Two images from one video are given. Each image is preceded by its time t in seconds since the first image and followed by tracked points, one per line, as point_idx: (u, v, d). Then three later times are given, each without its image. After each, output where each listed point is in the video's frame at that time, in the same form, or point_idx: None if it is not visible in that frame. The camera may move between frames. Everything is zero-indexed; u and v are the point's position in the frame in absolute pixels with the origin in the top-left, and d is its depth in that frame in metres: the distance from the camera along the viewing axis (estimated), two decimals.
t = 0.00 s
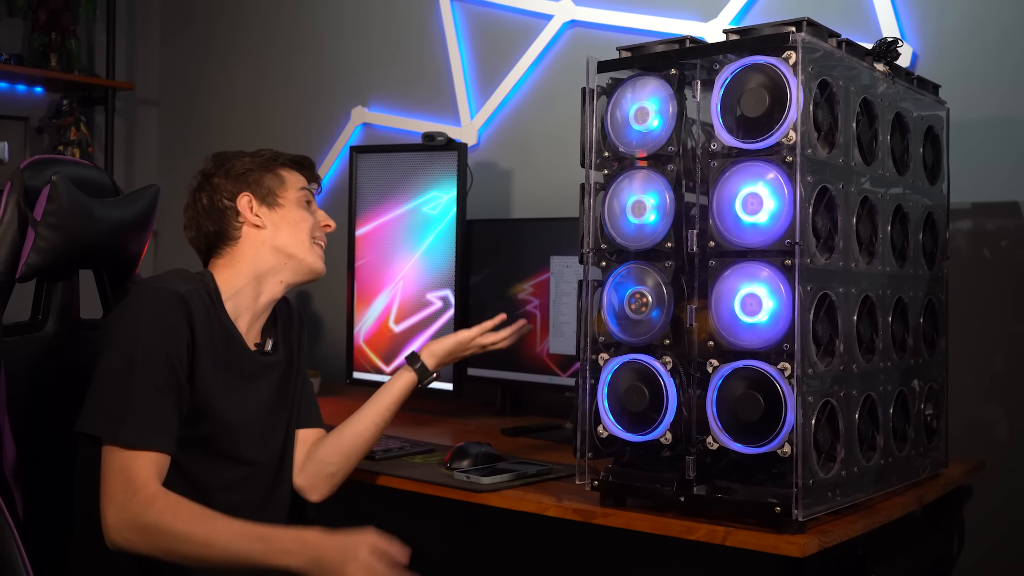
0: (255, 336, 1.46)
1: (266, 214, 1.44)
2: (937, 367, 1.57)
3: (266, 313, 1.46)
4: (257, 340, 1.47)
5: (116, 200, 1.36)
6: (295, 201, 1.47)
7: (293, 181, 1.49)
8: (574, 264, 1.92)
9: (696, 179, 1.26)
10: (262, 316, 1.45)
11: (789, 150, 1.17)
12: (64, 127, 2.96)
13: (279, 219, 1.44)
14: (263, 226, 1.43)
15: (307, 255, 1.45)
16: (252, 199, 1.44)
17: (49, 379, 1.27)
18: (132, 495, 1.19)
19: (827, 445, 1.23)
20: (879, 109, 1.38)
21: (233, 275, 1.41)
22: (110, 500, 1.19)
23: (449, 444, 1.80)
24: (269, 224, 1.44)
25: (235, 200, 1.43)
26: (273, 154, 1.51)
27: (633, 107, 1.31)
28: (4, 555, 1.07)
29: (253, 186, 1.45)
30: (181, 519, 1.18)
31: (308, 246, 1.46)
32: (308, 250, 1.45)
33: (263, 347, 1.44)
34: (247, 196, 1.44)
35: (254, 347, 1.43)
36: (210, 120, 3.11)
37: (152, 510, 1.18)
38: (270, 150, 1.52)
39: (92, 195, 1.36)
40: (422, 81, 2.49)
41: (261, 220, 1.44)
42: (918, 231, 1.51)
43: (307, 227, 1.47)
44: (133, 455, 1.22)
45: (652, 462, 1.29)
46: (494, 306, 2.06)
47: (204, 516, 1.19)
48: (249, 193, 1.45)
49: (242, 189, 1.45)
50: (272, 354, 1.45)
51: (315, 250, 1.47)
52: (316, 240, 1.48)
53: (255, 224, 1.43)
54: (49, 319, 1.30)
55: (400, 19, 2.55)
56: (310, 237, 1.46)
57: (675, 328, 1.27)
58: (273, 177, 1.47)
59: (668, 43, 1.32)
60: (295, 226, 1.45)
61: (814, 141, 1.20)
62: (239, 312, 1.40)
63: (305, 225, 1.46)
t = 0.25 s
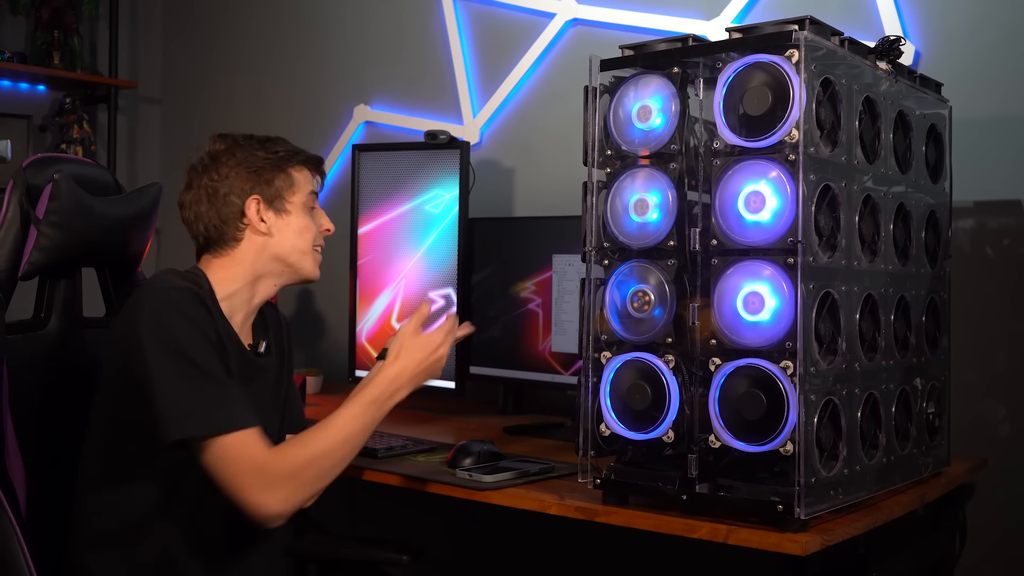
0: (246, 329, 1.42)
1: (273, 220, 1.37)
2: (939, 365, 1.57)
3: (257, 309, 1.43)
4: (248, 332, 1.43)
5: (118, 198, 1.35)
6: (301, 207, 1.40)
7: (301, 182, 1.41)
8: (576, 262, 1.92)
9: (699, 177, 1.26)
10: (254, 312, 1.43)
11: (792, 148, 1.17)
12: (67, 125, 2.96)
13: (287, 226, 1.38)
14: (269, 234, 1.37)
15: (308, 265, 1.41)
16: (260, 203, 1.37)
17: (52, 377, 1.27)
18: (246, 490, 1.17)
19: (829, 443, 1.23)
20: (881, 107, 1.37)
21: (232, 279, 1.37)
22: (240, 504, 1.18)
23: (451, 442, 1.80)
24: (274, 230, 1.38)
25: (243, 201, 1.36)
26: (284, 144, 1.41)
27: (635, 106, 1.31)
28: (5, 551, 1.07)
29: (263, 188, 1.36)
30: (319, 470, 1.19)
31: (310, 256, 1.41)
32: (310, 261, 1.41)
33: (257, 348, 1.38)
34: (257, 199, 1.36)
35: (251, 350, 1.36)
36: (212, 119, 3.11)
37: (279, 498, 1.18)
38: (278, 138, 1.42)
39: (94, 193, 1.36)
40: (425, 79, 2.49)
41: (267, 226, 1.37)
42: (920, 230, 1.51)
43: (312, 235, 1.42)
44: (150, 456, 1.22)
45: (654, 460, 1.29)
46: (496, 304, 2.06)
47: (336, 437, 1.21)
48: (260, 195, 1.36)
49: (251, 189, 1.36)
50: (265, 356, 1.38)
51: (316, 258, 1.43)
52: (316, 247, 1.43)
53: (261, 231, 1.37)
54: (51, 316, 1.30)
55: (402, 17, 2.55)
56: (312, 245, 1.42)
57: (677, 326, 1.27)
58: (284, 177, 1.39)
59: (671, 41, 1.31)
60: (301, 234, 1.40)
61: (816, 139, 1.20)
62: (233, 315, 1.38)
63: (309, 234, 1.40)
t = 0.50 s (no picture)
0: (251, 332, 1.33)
1: (203, 226, 1.26)
2: (941, 365, 1.57)
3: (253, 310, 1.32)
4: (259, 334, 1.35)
5: (119, 198, 1.36)
6: (223, 200, 1.24)
7: (221, 173, 1.25)
8: (578, 262, 1.92)
9: (701, 178, 1.26)
10: (249, 315, 1.31)
11: (794, 149, 1.17)
12: (70, 125, 2.97)
13: (214, 229, 1.25)
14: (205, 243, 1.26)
15: (247, 262, 1.24)
16: (191, 213, 1.27)
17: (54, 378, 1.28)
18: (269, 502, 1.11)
19: (831, 444, 1.23)
20: (883, 108, 1.37)
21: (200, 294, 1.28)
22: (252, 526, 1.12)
23: (454, 442, 1.80)
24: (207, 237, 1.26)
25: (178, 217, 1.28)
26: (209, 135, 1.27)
27: (638, 106, 1.32)
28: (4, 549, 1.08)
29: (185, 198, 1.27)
30: (337, 485, 1.12)
31: (245, 252, 1.24)
32: (245, 258, 1.24)
33: (261, 350, 1.32)
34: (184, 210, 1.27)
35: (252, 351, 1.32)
36: (215, 119, 3.12)
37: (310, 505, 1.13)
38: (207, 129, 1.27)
39: (95, 193, 1.37)
40: (427, 79, 2.49)
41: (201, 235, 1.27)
42: (922, 230, 1.51)
43: (242, 229, 1.24)
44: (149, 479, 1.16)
45: (656, 461, 1.30)
46: (499, 305, 2.06)
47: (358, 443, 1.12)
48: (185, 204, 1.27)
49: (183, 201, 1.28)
50: (273, 356, 1.33)
51: (254, 252, 1.24)
52: (257, 237, 1.24)
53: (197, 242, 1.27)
54: (49, 318, 1.30)
55: (404, 18, 2.55)
56: (244, 238, 1.24)
57: (679, 327, 1.27)
58: (204, 175, 1.25)
59: (674, 42, 1.31)
60: (227, 233, 1.24)
61: (818, 140, 1.20)
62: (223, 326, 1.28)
63: (236, 228, 1.24)
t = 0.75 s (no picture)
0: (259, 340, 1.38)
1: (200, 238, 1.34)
2: (944, 366, 1.57)
3: (258, 319, 1.36)
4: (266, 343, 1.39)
5: (112, 202, 1.36)
6: (214, 217, 1.31)
7: (211, 187, 1.31)
8: (581, 264, 1.92)
9: (704, 179, 1.26)
10: (256, 324, 1.36)
11: (796, 150, 1.17)
12: (73, 126, 2.97)
13: (208, 243, 1.32)
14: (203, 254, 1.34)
15: (237, 279, 1.30)
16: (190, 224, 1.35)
17: (58, 379, 1.28)
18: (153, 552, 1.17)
19: (834, 445, 1.23)
20: (886, 109, 1.37)
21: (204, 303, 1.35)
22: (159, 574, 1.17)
23: (457, 444, 1.80)
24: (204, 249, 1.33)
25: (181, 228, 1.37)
26: (201, 148, 1.33)
27: (640, 108, 1.32)
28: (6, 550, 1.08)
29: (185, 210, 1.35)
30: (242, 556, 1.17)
31: (233, 268, 1.30)
32: (234, 275, 1.30)
33: (266, 359, 1.36)
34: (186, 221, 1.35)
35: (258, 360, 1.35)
36: (218, 120, 3.12)
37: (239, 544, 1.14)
38: (200, 141, 1.34)
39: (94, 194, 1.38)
40: (429, 80, 2.49)
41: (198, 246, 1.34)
42: (925, 232, 1.50)
43: (230, 245, 1.30)
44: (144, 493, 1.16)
45: (659, 462, 1.30)
46: (501, 306, 2.06)
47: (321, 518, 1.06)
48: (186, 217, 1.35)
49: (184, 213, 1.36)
50: (279, 365, 1.37)
51: (243, 270, 1.30)
52: (244, 256, 1.30)
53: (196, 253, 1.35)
54: (48, 320, 1.30)
55: (406, 20, 2.55)
56: (233, 255, 1.30)
57: (682, 328, 1.27)
58: (198, 189, 1.33)
59: (676, 43, 1.32)
60: (217, 249, 1.31)
61: (821, 141, 1.20)
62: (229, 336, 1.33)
63: (224, 246, 1.30)
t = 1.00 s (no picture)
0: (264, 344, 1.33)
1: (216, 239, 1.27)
2: (946, 368, 1.57)
3: (265, 327, 1.31)
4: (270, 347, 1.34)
5: (119, 202, 1.36)
6: (235, 222, 1.24)
7: (237, 190, 1.24)
8: (582, 264, 1.92)
9: (706, 180, 1.26)
10: (263, 332, 1.31)
11: (799, 151, 1.17)
12: (75, 127, 2.97)
13: (225, 246, 1.25)
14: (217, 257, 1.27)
15: (252, 289, 1.23)
16: (207, 224, 1.28)
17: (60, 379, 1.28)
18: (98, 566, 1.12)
19: (836, 446, 1.23)
20: (888, 110, 1.37)
21: (213, 304, 1.29)
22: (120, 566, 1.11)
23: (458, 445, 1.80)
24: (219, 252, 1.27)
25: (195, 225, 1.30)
26: (230, 149, 1.25)
27: (642, 108, 1.32)
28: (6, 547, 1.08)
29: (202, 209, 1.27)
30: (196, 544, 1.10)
31: (249, 277, 1.23)
32: (250, 285, 1.23)
33: (271, 364, 1.32)
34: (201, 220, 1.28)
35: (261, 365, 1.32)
36: (220, 121, 3.12)
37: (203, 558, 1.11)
38: (233, 141, 1.26)
39: (100, 195, 1.37)
40: (431, 82, 2.49)
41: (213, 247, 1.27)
42: (927, 233, 1.50)
43: (250, 254, 1.23)
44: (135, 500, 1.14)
45: (661, 463, 1.29)
46: (503, 307, 2.06)
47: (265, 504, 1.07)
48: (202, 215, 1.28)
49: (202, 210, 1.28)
50: (283, 371, 1.33)
51: (260, 281, 1.23)
52: (263, 266, 1.23)
53: (210, 254, 1.28)
54: (54, 320, 1.31)
55: (408, 21, 2.56)
56: (251, 264, 1.23)
57: (684, 329, 1.27)
58: (221, 191, 1.25)
59: (677, 44, 1.31)
60: (235, 255, 1.24)
61: (823, 142, 1.20)
62: (230, 343, 1.29)
63: (243, 253, 1.23)
